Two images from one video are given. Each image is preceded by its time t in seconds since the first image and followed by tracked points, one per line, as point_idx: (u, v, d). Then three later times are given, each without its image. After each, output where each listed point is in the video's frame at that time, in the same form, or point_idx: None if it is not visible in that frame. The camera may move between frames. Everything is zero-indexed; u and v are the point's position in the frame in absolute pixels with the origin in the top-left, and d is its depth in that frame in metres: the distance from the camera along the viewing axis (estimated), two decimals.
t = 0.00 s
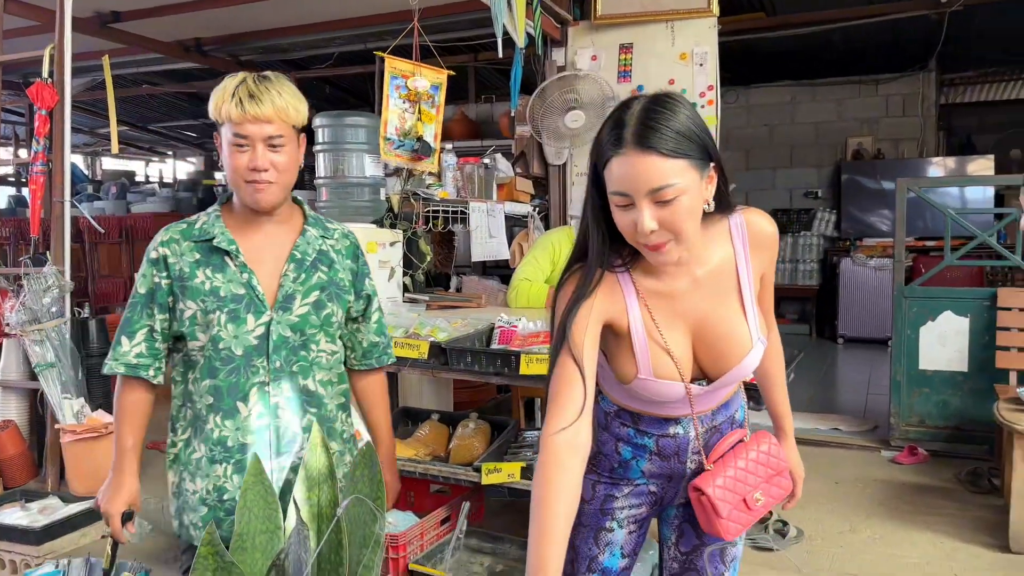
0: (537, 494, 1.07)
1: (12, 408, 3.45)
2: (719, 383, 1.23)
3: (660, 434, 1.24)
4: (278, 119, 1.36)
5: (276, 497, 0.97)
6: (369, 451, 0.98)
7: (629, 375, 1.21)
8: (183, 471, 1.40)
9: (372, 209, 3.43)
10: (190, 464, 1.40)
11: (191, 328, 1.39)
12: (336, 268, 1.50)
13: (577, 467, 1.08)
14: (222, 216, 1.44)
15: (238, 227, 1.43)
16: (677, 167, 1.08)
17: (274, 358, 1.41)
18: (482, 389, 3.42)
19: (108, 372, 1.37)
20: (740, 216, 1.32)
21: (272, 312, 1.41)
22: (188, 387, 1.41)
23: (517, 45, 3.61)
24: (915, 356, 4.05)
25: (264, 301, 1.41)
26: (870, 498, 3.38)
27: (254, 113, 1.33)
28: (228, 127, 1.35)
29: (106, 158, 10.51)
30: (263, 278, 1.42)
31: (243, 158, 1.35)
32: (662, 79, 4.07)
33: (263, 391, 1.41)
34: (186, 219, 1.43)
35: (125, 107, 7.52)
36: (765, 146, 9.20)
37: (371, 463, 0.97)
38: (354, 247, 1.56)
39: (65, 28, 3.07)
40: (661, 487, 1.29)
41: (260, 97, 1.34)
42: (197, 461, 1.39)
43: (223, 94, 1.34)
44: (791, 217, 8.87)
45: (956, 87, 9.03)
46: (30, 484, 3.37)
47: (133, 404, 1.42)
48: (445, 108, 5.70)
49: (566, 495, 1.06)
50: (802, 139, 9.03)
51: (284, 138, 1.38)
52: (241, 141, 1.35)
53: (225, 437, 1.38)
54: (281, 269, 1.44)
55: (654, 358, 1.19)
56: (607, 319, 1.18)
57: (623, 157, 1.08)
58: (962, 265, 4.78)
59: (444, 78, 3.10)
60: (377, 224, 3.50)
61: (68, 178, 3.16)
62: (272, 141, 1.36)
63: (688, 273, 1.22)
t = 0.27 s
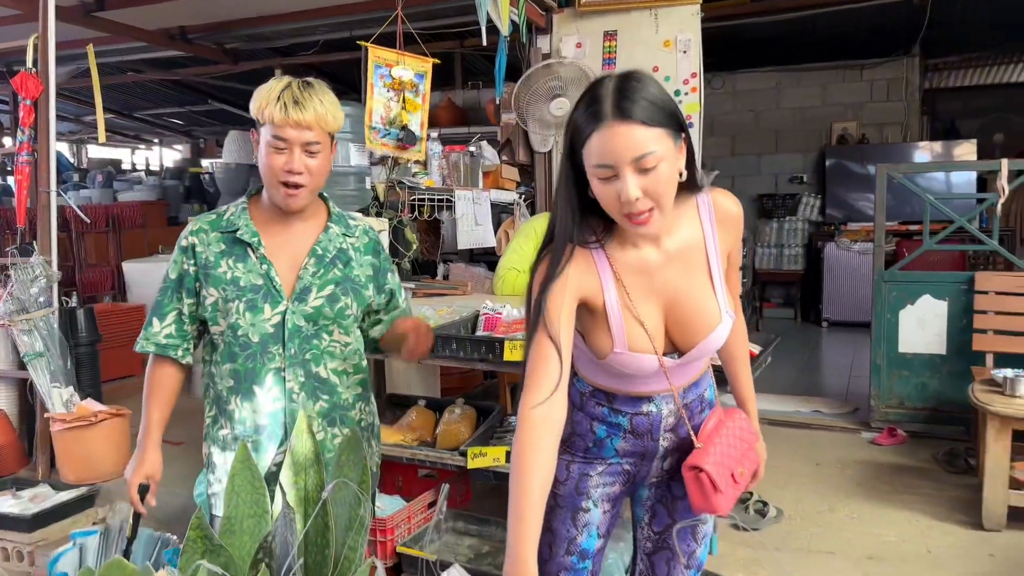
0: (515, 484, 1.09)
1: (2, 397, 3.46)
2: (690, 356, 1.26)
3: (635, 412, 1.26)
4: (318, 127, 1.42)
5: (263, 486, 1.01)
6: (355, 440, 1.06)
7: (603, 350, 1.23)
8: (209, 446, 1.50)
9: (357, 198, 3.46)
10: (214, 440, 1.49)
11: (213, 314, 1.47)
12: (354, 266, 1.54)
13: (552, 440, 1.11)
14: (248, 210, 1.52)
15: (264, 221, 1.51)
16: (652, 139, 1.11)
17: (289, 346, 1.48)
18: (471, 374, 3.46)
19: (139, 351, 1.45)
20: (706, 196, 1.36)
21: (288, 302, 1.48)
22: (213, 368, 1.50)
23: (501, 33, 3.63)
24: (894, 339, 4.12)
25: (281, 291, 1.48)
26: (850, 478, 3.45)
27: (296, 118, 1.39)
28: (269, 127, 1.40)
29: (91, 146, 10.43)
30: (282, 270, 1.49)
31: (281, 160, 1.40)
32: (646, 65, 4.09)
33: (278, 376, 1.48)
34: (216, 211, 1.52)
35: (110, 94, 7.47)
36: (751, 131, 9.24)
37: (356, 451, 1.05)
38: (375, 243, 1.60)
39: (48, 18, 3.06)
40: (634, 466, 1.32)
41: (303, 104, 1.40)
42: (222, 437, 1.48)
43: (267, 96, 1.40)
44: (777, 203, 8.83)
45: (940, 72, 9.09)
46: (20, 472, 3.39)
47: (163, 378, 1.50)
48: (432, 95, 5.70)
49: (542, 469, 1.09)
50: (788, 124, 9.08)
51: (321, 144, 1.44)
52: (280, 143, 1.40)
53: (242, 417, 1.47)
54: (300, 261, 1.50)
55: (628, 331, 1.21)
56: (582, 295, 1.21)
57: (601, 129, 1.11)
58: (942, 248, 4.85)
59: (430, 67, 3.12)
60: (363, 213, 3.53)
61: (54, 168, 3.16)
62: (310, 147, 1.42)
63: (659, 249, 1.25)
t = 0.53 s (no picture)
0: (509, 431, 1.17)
1: None
2: (654, 313, 1.29)
3: (603, 380, 1.29)
4: (336, 127, 1.45)
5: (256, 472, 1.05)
6: (344, 428, 1.08)
7: (572, 306, 1.26)
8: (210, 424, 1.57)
9: (348, 189, 3.55)
10: (216, 419, 1.55)
11: (217, 298, 1.52)
12: (356, 251, 1.57)
13: (542, 384, 1.18)
14: (254, 197, 1.55)
15: (270, 208, 1.54)
16: (640, 68, 1.22)
17: (290, 330, 1.52)
18: (462, 364, 3.48)
19: (150, 335, 1.52)
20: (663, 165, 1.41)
21: (291, 289, 1.52)
22: (217, 350, 1.56)
23: (489, 25, 3.65)
24: (878, 327, 4.19)
25: (284, 278, 1.52)
26: (834, 464, 3.52)
27: (316, 114, 1.42)
28: (288, 118, 1.44)
29: (79, 139, 10.38)
30: (285, 256, 1.53)
31: (296, 152, 1.44)
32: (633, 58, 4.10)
33: (279, 359, 1.53)
34: (224, 197, 1.56)
35: (99, 87, 7.45)
36: (740, 121, 9.29)
37: (345, 440, 1.08)
38: (375, 216, 1.60)
39: (37, 12, 3.07)
40: (605, 443, 1.32)
41: (328, 103, 1.44)
42: (219, 418, 1.54)
43: (293, 91, 1.44)
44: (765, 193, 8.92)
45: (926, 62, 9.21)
46: (14, 464, 3.41)
47: (174, 361, 1.56)
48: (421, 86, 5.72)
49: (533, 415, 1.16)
50: (776, 114, 9.13)
51: (337, 145, 1.47)
52: (298, 137, 1.43)
53: (242, 398, 1.52)
54: (304, 247, 1.53)
55: (597, 283, 1.24)
56: (552, 251, 1.24)
57: (602, 58, 1.20)
58: (925, 237, 4.92)
59: (420, 60, 3.15)
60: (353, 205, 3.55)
61: (44, 162, 3.17)
62: (324, 145, 1.45)
63: (623, 208, 1.29)
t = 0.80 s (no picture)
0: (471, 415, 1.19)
1: None
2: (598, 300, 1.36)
3: (552, 372, 1.33)
4: (319, 131, 1.49)
5: (253, 464, 1.10)
6: (338, 423, 1.15)
7: (525, 293, 1.29)
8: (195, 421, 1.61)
9: (340, 188, 3.62)
10: (202, 416, 1.60)
11: (201, 297, 1.57)
12: (338, 251, 1.60)
13: (496, 378, 1.19)
14: (238, 199, 1.60)
15: (252, 209, 1.59)
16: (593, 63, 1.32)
17: (273, 329, 1.56)
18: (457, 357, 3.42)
19: (136, 333, 1.56)
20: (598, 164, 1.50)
21: (273, 288, 1.56)
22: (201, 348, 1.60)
23: (480, 26, 3.72)
24: (864, 322, 4.26)
25: (266, 278, 1.56)
26: (819, 456, 3.59)
27: (299, 119, 1.46)
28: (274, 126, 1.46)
29: (71, 136, 10.38)
30: (268, 256, 1.57)
31: (280, 155, 1.47)
32: (623, 57, 4.35)
33: (263, 357, 1.57)
34: (208, 197, 1.61)
35: (92, 84, 7.45)
36: (731, 118, 9.36)
37: (338, 433, 1.14)
38: (361, 220, 1.64)
39: (32, 13, 3.11)
40: (554, 435, 1.37)
41: (310, 108, 1.48)
42: (203, 415, 1.58)
43: (276, 95, 1.47)
44: (754, 190, 9.08)
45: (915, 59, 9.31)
46: (12, 459, 3.45)
47: (159, 359, 1.61)
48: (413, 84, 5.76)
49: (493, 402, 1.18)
50: (766, 111, 9.21)
51: (319, 148, 1.50)
52: (280, 140, 1.46)
53: (228, 395, 1.56)
54: (286, 247, 1.57)
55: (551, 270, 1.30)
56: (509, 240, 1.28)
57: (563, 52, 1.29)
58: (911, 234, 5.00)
59: (412, 60, 3.20)
60: (346, 203, 3.59)
61: (40, 162, 3.21)
62: (307, 149, 1.48)
63: (570, 200, 1.37)
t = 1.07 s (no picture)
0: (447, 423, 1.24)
1: None
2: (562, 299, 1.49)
3: (514, 367, 1.47)
4: (269, 115, 1.44)
5: (253, 450, 1.16)
6: (335, 412, 1.25)
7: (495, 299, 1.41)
8: (164, 421, 1.57)
9: (337, 185, 3.58)
10: (170, 416, 1.56)
11: (169, 294, 1.54)
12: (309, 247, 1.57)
13: (471, 380, 1.25)
14: (204, 193, 1.56)
15: (216, 203, 1.55)
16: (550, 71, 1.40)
17: (243, 324, 1.53)
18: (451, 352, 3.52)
19: (100, 332, 1.54)
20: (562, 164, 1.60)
21: (242, 283, 1.53)
22: (169, 346, 1.57)
23: (475, 23, 3.78)
24: (853, 316, 4.32)
25: (236, 272, 1.53)
26: (808, 448, 3.65)
27: (248, 107, 1.41)
28: (220, 115, 1.43)
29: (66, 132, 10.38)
30: (237, 251, 1.54)
31: (234, 146, 1.44)
32: (617, 54, 4.45)
33: (233, 354, 1.54)
34: (174, 194, 1.58)
35: (88, 80, 7.47)
36: (725, 115, 9.43)
37: (335, 422, 1.23)
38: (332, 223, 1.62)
39: (31, 11, 3.14)
40: (513, 426, 1.51)
41: (256, 93, 1.43)
42: (174, 412, 1.55)
43: (221, 84, 1.42)
44: (748, 185, 9.11)
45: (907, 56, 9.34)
46: (12, 452, 3.48)
47: (126, 358, 1.58)
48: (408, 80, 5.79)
49: (468, 407, 1.23)
50: (759, 107, 9.27)
51: (274, 132, 1.46)
52: (232, 130, 1.43)
53: (198, 392, 1.54)
54: (255, 242, 1.54)
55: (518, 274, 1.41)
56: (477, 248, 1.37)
57: (519, 63, 1.37)
58: (900, 229, 5.08)
59: (405, 56, 3.25)
60: (343, 197, 3.62)
61: (38, 157, 3.24)
62: (262, 135, 1.44)
63: (534, 205, 1.46)
